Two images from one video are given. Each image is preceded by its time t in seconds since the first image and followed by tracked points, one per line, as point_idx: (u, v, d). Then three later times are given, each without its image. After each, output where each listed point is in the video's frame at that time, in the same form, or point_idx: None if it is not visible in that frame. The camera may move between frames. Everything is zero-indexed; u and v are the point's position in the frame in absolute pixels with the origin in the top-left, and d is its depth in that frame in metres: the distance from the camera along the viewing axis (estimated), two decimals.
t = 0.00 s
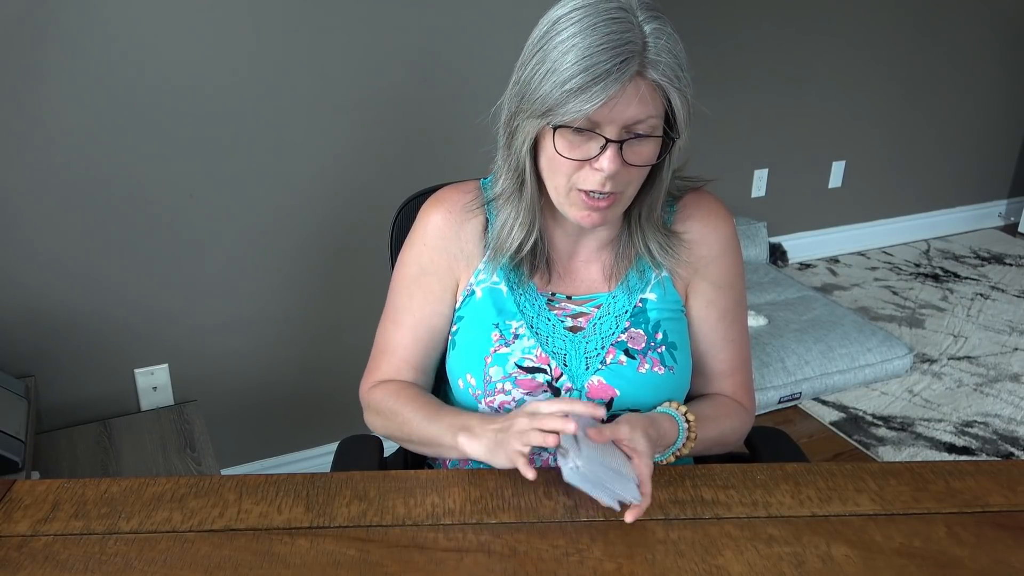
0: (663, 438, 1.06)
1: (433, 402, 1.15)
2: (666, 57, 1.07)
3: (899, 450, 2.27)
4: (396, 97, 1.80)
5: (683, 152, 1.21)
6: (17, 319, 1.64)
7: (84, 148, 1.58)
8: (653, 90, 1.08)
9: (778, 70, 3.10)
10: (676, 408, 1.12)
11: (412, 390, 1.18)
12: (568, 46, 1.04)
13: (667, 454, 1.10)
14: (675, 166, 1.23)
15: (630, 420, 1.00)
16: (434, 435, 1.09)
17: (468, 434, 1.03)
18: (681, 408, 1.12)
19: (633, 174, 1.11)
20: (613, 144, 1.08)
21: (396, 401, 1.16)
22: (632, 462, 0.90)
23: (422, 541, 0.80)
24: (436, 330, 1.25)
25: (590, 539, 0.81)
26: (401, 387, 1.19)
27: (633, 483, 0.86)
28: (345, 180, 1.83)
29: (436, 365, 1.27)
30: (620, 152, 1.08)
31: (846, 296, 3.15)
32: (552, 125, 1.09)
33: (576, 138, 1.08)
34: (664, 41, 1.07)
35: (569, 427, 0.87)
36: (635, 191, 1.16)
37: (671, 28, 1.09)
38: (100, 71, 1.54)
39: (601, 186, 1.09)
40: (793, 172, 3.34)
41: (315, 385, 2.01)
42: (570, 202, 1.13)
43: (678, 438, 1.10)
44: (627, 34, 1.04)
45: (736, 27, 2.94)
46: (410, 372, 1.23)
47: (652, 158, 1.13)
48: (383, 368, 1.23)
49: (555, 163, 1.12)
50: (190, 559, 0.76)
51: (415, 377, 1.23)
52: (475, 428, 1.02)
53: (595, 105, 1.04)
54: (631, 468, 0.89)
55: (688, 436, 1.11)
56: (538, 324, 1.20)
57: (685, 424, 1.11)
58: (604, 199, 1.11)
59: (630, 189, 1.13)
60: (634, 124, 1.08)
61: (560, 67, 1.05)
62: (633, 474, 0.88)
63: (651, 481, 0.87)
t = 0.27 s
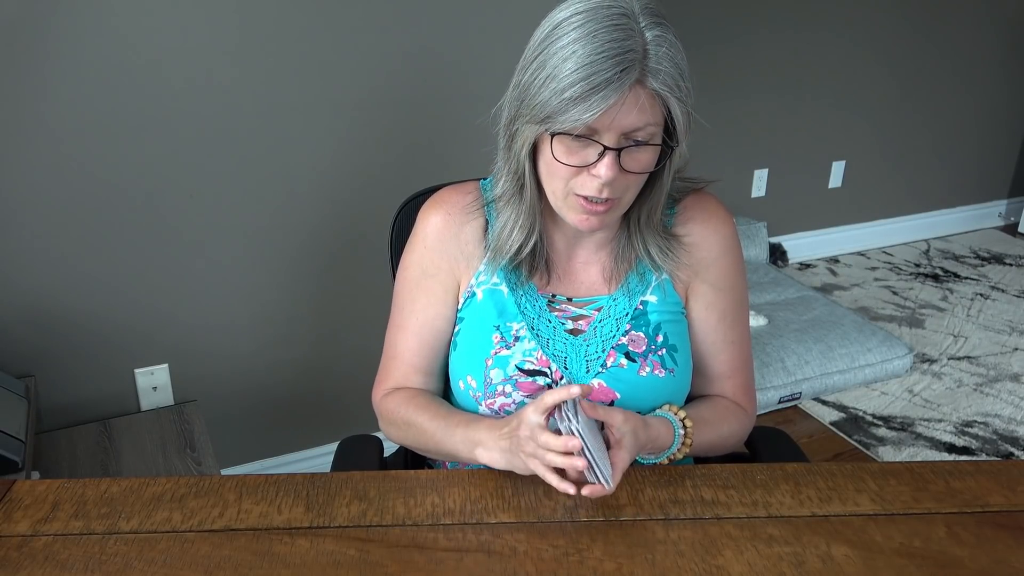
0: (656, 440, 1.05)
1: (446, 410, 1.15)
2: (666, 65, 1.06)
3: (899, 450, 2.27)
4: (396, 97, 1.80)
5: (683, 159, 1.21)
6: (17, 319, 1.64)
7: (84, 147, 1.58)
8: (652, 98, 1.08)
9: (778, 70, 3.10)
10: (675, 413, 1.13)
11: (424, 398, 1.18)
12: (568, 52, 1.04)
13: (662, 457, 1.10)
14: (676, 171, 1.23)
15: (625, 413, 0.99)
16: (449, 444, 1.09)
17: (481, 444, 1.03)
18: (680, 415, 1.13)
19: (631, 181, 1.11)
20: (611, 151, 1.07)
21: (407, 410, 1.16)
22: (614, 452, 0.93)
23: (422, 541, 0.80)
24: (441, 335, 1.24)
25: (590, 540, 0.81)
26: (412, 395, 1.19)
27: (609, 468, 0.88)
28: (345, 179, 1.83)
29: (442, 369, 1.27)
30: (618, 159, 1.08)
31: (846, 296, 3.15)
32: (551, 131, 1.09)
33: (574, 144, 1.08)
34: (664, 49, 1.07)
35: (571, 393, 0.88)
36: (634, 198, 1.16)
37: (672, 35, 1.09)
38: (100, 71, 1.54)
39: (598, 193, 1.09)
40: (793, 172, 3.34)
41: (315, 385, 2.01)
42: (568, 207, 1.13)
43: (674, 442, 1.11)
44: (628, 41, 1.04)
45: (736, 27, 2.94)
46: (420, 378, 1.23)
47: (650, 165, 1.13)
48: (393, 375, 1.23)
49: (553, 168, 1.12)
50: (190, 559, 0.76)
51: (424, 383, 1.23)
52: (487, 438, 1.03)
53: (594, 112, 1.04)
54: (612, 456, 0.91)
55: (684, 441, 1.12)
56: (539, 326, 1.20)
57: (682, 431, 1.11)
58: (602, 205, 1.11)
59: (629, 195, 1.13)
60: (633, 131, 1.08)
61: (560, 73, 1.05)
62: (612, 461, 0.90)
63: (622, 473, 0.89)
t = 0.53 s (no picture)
0: (659, 439, 1.05)
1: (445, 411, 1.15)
2: (669, 70, 1.06)
3: (899, 450, 2.27)
4: (396, 97, 1.80)
5: (684, 163, 1.21)
6: (17, 318, 1.64)
7: (84, 147, 1.58)
8: (655, 102, 1.08)
9: (778, 70, 3.10)
10: (677, 412, 1.13)
11: (422, 399, 1.18)
12: (571, 56, 1.04)
13: (663, 455, 1.10)
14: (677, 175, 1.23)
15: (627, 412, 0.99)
16: (449, 446, 1.09)
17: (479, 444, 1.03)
18: (682, 414, 1.13)
19: (632, 184, 1.11)
20: (613, 155, 1.08)
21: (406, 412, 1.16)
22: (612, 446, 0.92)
23: (422, 541, 0.80)
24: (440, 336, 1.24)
25: (591, 540, 0.81)
26: (412, 397, 1.19)
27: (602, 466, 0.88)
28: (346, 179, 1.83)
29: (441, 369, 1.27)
30: (619, 163, 1.08)
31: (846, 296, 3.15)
32: (552, 134, 1.09)
33: (576, 147, 1.08)
34: (668, 53, 1.07)
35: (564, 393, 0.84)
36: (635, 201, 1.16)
37: (676, 39, 1.09)
38: (101, 71, 1.54)
39: (599, 196, 1.09)
40: (793, 172, 3.34)
41: (315, 384, 2.01)
42: (569, 209, 1.13)
43: (677, 441, 1.11)
44: (631, 45, 1.04)
45: (736, 27, 2.94)
46: (419, 379, 1.23)
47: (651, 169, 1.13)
48: (392, 376, 1.23)
49: (554, 170, 1.12)
50: (190, 559, 0.76)
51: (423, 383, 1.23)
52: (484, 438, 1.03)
53: (596, 116, 1.04)
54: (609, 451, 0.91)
55: (685, 440, 1.12)
56: (541, 326, 1.20)
57: (684, 429, 1.12)
58: (602, 208, 1.11)
59: (629, 199, 1.13)
60: (635, 135, 1.08)
61: (563, 76, 1.05)
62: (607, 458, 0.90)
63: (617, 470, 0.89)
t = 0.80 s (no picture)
0: (657, 437, 1.05)
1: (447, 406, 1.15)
2: (670, 72, 1.06)
3: (899, 450, 2.27)
4: (395, 97, 1.80)
5: (685, 165, 1.21)
6: (18, 318, 1.64)
7: (84, 147, 1.58)
8: (656, 104, 1.08)
9: (778, 70, 3.10)
10: (677, 411, 1.13)
11: (422, 395, 1.19)
12: (573, 58, 1.04)
13: (661, 454, 1.10)
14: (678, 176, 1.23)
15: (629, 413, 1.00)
16: (453, 442, 1.09)
17: (486, 440, 1.04)
18: (681, 411, 1.13)
19: (633, 186, 1.11)
20: (614, 157, 1.08)
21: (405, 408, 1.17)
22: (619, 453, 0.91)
23: (422, 541, 0.80)
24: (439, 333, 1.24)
25: (590, 539, 0.81)
26: (412, 394, 1.19)
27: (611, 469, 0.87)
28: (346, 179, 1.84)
29: (441, 366, 1.27)
30: (620, 164, 1.08)
31: (846, 296, 3.15)
32: (553, 135, 1.09)
33: (577, 148, 1.09)
34: (669, 55, 1.07)
35: (578, 396, 0.86)
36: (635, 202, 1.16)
37: (678, 41, 1.09)
38: (101, 71, 1.54)
39: (600, 197, 1.09)
40: (793, 172, 3.34)
41: (315, 384, 2.01)
42: (570, 210, 1.13)
43: (675, 439, 1.10)
44: (633, 47, 1.04)
45: (736, 27, 2.94)
46: (419, 376, 1.23)
47: (652, 170, 1.13)
48: (391, 372, 1.23)
49: (555, 171, 1.12)
50: (190, 559, 0.76)
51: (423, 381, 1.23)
52: (490, 433, 1.04)
53: (597, 118, 1.05)
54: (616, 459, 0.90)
55: (684, 438, 1.11)
56: (541, 323, 1.20)
57: (684, 427, 1.11)
58: (603, 209, 1.11)
59: (630, 200, 1.13)
60: (636, 137, 1.08)
61: (564, 77, 1.05)
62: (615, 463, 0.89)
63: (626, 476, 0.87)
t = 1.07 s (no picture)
0: (655, 437, 1.06)
1: (446, 406, 1.15)
2: (671, 72, 1.06)
3: (899, 450, 2.27)
4: (395, 97, 1.80)
5: (686, 165, 1.21)
6: (18, 318, 1.64)
7: (84, 147, 1.58)
8: (657, 104, 1.08)
9: (778, 70, 3.10)
10: (676, 410, 1.13)
11: (421, 394, 1.18)
12: (573, 57, 1.04)
13: (659, 454, 1.09)
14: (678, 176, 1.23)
15: (627, 417, 1.00)
16: (451, 440, 1.09)
17: (485, 439, 1.04)
18: (680, 411, 1.13)
19: (633, 186, 1.11)
20: (614, 156, 1.08)
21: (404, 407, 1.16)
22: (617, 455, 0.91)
23: (422, 541, 0.80)
24: (439, 332, 1.24)
25: (590, 539, 0.81)
26: (411, 393, 1.19)
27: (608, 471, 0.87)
28: (346, 179, 1.84)
29: (439, 364, 1.27)
30: (620, 164, 1.08)
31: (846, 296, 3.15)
32: (554, 135, 1.09)
33: (577, 148, 1.08)
34: (670, 55, 1.07)
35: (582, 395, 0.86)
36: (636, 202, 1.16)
37: (679, 41, 1.09)
38: (101, 71, 1.54)
39: (600, 197, 1.10)
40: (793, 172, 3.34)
41: (315, 384, 2.01)
42: (570, 210, 1.13)
43: (673, 439, 1.10)
44: (633, 47, 1.04)
45: (736, 27, 2.94)
46: (418, 375, 1.23)
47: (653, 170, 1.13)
48: (390, 371, 1.23)
49: (555, 171, 1.12)
50: (190, 559, 0.76)
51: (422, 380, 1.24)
52: (490, 433, 1.04)
53: (598, 117, 1.04)
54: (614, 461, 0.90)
55: (683, 439, 1.11)
56: (541, 322, 1.20)
57: (682, 427, 1.11)
58: (604, 209, 1.11)
59: (631, 200, 1.13)
60: (637, 137, 1.08)
61: (565, 77, 1.05)
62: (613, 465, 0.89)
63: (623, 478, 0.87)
